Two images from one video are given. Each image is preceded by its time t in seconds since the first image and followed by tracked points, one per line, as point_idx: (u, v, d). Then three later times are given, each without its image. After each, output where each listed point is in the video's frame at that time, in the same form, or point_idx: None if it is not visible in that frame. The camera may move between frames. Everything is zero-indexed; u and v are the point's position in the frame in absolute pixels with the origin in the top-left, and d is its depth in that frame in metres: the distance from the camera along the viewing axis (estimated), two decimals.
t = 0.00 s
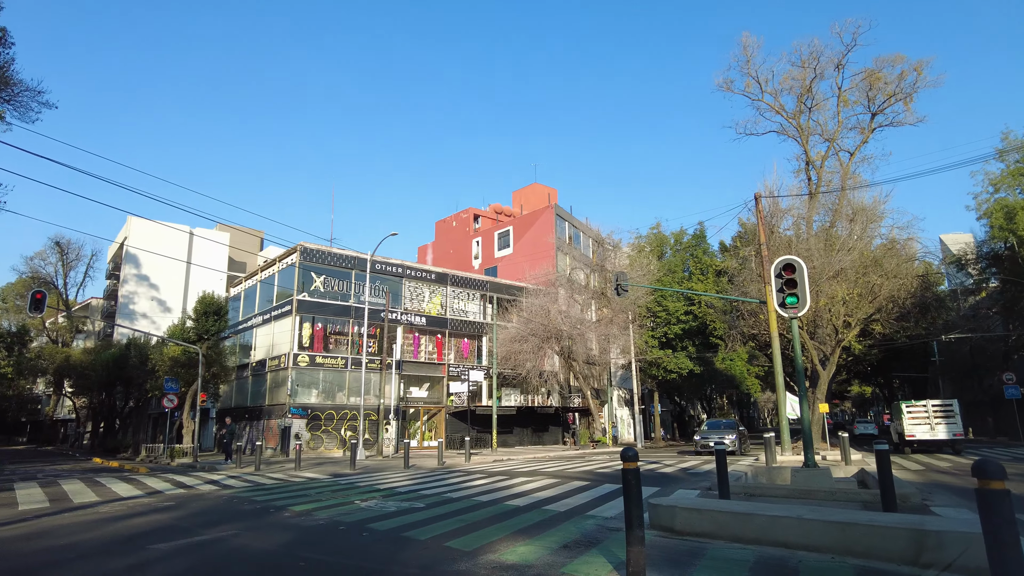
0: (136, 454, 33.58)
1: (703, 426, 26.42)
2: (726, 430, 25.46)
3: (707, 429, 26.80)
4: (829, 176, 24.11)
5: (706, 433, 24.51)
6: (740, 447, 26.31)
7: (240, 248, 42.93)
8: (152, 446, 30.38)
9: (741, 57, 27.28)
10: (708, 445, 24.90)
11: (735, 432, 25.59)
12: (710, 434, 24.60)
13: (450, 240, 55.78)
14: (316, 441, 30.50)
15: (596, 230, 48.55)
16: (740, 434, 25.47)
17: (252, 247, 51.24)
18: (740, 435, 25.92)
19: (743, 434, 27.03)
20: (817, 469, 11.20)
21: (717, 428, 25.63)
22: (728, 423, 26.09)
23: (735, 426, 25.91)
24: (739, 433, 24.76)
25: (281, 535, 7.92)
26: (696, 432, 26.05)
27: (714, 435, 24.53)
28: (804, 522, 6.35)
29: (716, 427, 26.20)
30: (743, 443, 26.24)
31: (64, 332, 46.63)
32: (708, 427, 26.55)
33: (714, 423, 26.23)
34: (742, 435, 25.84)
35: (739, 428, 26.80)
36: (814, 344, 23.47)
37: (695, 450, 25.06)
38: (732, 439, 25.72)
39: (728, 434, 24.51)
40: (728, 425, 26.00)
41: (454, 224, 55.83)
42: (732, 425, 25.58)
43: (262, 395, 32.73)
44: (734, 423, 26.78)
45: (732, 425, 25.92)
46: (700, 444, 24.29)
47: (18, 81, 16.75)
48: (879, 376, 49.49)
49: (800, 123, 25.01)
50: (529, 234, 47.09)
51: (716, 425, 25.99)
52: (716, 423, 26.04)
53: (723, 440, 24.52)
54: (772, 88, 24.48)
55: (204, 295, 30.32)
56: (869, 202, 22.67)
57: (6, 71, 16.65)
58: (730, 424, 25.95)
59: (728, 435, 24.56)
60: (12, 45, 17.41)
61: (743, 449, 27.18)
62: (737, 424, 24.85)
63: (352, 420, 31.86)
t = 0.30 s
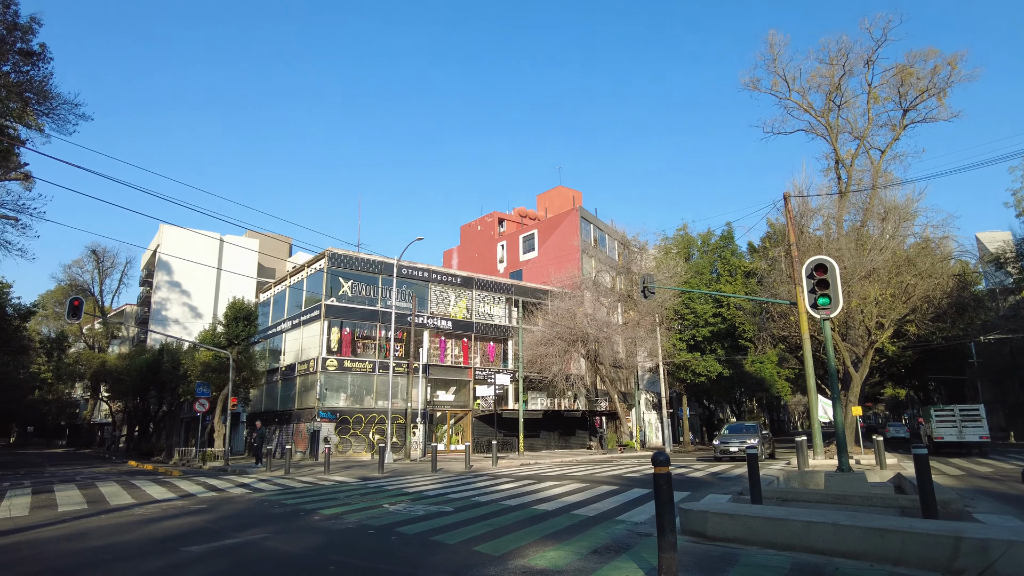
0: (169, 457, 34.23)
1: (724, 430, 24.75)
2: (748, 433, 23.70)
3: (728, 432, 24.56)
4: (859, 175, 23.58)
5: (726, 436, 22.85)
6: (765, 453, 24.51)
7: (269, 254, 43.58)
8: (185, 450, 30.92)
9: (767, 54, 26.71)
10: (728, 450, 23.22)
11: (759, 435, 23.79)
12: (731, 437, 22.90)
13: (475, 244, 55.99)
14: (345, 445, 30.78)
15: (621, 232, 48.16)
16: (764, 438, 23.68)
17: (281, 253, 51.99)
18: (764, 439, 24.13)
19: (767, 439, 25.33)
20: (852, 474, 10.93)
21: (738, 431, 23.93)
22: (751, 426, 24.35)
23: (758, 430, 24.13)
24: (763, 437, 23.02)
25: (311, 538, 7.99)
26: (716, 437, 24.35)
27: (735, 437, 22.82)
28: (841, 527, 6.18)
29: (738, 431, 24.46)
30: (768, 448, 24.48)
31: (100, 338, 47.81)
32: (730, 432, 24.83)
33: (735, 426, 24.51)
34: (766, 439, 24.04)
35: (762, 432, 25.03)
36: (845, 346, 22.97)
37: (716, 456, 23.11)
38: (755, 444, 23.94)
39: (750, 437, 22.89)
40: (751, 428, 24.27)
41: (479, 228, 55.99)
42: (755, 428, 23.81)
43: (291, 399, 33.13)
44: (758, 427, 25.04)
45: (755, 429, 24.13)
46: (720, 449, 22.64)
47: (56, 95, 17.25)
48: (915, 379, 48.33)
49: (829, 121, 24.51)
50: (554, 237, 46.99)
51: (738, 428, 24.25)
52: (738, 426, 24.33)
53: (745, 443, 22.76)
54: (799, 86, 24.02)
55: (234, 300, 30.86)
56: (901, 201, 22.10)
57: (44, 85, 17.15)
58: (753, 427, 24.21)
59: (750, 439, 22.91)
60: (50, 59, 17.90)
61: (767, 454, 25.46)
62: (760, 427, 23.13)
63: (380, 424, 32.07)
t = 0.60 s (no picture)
0: (192, 456, 34.76)
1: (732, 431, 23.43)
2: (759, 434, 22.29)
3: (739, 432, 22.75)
4: (881, 172, 23.20)
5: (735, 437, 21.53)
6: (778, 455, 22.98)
7: (289, 255, 43.99)
8: (207, 448, 31.34)
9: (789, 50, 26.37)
10: (736, 452, 21.89)
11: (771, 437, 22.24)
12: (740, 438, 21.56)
13: (493, 244, 56.13)
14: (364, 444, 30.99)
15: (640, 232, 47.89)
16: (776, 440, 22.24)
17: (301, 254, 52.49)
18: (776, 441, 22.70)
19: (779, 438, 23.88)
20: (875, 476, 10.77)
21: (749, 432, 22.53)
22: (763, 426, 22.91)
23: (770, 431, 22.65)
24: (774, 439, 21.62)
25: (331, 537, 8.07)
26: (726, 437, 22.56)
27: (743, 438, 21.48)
28: (863, 530, 6.11)
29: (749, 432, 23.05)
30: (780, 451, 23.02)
31: (125, 338, 48.66)
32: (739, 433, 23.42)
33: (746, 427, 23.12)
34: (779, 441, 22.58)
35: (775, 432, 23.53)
36: (868, 346, 22.62)
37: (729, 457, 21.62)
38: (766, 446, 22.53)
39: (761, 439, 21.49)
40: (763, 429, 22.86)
41: (497, 228, 56.09)
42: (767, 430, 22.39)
43: (311, 398, 33.43)
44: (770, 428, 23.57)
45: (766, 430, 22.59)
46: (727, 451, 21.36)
47: (82, 101, 17.58)
48: (940, 379, 47.49)
49: (850, 118, 24.16)
50: (572, 237, 46.91)
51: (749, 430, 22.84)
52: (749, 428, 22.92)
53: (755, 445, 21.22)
54: (820, 83, 23.69)
55: (256, 301, 31.23)
56: (925, 198, 21.74)
57: (71, 91, 17.49)
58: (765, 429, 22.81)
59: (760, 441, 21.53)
60: (76, 66, 18.25)
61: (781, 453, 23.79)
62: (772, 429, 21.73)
63: (399, 424, 32.26)
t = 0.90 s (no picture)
0: (209, 451, 35.14)
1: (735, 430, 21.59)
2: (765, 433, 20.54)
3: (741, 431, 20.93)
4: (899, 168, 22.89)
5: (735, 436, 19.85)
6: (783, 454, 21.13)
7: (304, 253, 44.24)
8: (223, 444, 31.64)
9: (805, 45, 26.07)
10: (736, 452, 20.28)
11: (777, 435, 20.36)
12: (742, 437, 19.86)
13: (506, 241, 56.17)
14: (378, 441, 31.12)
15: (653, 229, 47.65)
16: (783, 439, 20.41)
17: (315, 252, 52.82)
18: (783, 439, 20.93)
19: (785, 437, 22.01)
20: (892, 475, 10.65)
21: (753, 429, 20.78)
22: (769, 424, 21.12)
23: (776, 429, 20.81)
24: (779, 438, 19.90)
25: (345, 533, 8.12)
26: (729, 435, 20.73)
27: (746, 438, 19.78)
28: (879, 530, 6.05)
29: (753, 430, 21.26)
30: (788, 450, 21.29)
31: (143, 335, 49.25)
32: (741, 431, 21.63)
33: (750, 425, 21.30)
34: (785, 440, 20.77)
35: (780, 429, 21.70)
36: (885, 344, 22.36)
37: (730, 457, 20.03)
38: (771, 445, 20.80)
39: (765, 438, 19.77)
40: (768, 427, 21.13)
41: (511, 225, 56.11)
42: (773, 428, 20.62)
43: (326, 395, 33.62)
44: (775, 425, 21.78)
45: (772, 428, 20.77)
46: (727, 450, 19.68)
47: (101, 100, 17.83)
48: (959, 378, 46.85)
49: (867, 114, 23.87)
50: (585, 234, 46.79)
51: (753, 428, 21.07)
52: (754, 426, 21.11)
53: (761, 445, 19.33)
54: (836, 78, 23.42)
55: (271, 299, 31.51)
56: (944, 194, 21.42)
57: (90, 91, 17.74)
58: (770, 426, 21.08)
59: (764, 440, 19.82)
60: (94, 66, 18.48)
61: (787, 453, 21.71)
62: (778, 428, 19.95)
63: (413, 420, 32.37)
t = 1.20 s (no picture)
0: (221, 446, 35.42)
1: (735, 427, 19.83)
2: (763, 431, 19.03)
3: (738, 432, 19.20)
4: (913, 164, 22.64)
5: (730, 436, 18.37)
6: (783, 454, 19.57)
7: (314, 249, 44.46)
8: (236, 439, 31.88)
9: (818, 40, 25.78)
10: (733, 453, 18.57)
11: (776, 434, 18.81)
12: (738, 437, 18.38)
13: (516, 238, 56.20)
14: (389, 436, 31.26)
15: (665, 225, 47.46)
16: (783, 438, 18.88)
17: (326, 248, 53.03)
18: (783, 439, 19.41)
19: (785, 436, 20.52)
20: (904, 474, 10.58)
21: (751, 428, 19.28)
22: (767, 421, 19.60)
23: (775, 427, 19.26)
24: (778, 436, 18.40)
25: (357, 527, 8.18)
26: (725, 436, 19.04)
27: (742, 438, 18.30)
28: (891, 528, 6.01)
29: (751, 429, 19.76)
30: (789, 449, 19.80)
31: (155, 331, 49.67)
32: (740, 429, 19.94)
33: (748, 423, 19.78)
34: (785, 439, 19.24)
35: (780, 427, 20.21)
36: (898, 342, 22.17)
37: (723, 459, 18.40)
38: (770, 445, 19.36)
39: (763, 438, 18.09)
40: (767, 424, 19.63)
41: (521, 222, 56.08)
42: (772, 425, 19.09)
43: (337, 390, 33.79)
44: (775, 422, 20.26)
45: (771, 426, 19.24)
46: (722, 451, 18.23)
47: (115, 98, 18.00)
48: (974, 376, 46.48)
49: (881, 109, 23.63)
50: (596, 230, 46.69)
51: (751, 426, 19.57)
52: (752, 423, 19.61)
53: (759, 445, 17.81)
54: (850, 73, 23.17)
55: (283, 295, 31.73)
56: (959, 190, 21.16)
57: (104, 89, 17.91)
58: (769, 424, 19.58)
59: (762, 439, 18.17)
60: (108, 64, 18.62)
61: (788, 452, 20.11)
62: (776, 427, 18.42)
63: (423, 416, 32.49)
